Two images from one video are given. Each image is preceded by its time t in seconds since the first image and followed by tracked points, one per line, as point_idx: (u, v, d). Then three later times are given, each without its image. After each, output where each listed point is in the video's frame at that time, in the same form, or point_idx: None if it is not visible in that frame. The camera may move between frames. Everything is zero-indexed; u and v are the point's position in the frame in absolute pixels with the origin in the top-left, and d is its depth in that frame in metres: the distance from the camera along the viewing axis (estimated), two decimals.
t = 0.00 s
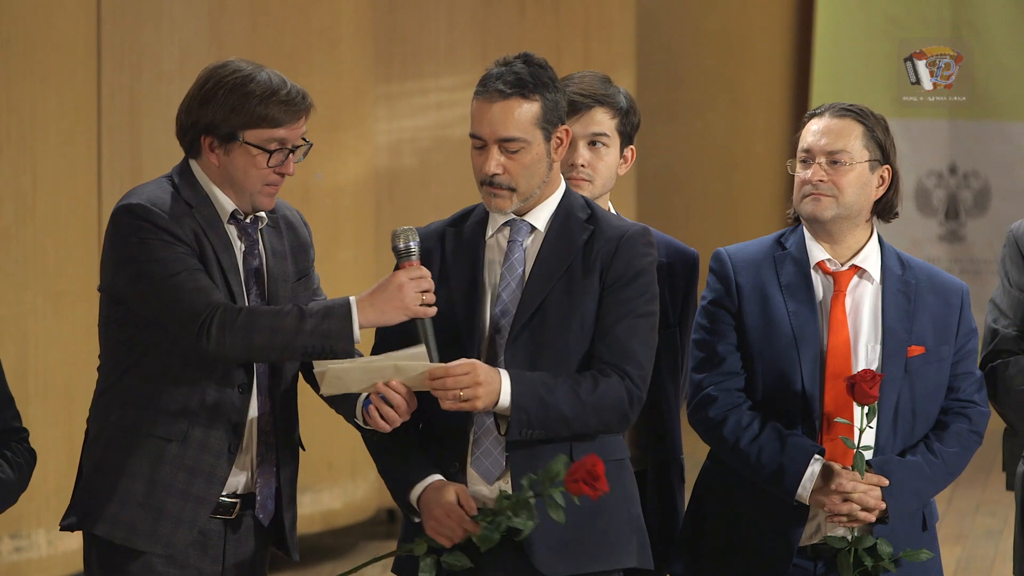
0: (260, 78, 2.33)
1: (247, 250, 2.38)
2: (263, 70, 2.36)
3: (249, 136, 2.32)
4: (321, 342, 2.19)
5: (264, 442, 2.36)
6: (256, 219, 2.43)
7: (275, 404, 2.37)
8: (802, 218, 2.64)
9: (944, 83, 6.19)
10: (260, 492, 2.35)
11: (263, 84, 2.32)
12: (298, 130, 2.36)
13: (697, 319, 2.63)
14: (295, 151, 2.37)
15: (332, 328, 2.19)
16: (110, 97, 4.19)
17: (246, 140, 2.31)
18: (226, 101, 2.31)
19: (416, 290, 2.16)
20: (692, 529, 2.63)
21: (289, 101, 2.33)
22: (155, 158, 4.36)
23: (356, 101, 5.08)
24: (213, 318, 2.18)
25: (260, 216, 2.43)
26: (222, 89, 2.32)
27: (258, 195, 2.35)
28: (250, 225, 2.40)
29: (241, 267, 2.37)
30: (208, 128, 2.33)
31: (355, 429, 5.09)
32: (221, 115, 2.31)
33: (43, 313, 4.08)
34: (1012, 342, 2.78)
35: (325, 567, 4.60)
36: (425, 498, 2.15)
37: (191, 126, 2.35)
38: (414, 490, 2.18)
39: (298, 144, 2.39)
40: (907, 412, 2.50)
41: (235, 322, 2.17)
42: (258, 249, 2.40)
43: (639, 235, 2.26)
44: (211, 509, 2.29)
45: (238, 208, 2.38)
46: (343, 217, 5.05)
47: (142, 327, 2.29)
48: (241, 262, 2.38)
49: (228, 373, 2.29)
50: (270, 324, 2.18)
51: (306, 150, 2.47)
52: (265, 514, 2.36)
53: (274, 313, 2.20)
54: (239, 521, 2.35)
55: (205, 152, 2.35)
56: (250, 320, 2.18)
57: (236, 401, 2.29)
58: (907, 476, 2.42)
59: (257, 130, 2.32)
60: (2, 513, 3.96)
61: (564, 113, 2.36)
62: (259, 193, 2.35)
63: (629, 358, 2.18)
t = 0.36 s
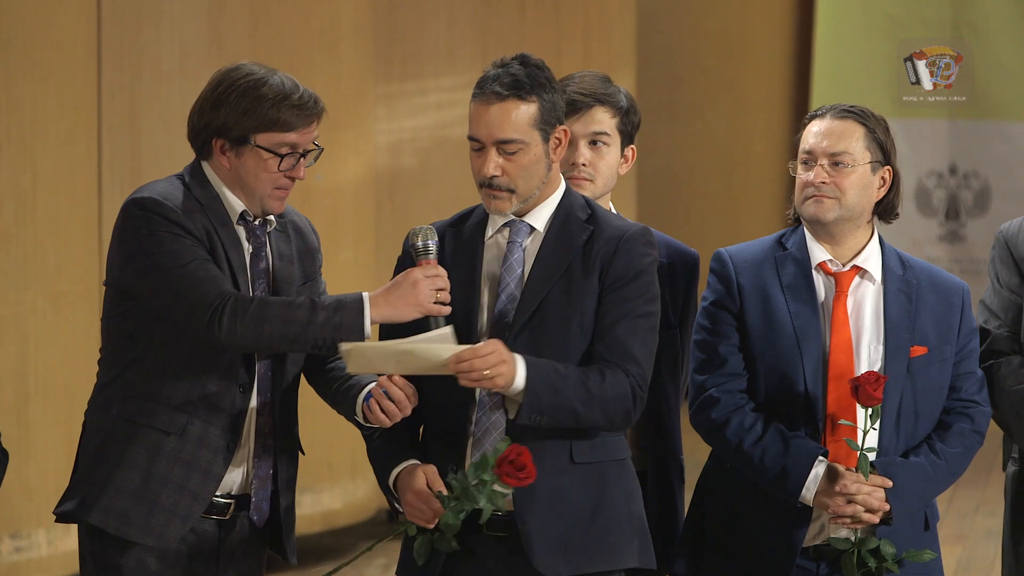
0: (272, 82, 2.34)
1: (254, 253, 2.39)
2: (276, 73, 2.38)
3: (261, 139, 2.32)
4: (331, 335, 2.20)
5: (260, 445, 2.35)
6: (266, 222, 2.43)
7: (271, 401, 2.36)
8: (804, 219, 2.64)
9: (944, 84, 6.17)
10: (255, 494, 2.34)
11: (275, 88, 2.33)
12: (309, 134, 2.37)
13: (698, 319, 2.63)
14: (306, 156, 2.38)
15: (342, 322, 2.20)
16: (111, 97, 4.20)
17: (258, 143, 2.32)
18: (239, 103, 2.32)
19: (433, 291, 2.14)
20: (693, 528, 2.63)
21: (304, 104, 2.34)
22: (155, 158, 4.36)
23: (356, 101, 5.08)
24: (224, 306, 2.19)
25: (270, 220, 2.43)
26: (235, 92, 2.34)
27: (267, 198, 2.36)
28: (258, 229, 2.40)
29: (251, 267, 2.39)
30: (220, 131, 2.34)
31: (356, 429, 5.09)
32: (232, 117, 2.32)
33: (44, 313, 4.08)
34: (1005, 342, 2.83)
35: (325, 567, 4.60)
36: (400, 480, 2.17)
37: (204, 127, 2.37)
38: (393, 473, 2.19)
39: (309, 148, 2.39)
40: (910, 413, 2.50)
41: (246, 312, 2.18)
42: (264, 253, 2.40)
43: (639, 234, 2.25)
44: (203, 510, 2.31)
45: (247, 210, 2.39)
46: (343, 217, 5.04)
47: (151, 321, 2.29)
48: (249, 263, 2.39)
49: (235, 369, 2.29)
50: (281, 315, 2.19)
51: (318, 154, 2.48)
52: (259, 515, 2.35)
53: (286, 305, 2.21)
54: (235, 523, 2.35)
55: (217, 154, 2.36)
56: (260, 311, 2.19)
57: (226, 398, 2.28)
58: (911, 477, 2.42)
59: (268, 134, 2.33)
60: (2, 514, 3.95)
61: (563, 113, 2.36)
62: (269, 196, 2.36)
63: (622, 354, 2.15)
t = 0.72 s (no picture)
0: (273, 81, 2.35)
1: (254, 252, 2.41)
2: (276, 72, 2.39)
3: (262, 138, 2.33)
4: (340, 334, 2.23)
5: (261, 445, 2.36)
6: (265, 220, 2.45)
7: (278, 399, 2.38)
8: (807, 220, 2.64)
9: (944, 84, 6.21)
10: (264, 495, 2.36)
11: (277, 87, 2.35)
12: (309, 133, 2.38)
13: (700, 319, 2.64)
14: (306, 155, 2.39)
15: (350, 321, 2.23)
16: (111, 96, 4.20)
17: (258, 142, 2.33)
18: (241, 102, 2.33)
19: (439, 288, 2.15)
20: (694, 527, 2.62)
21: (306, 102, 2.36)
22: (155, 158, 4.36)
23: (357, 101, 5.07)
24: (233, 307, 2.21)
25: (269, 219, 2.45)
26: (235, 91, 2.34)
27: (267, 196, 2.37)
28: (259, 228, 2.42)
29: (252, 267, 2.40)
30: (220, 129, 2.35)
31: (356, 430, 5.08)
32: (234, 117, 2.33)
33: (44, 313, 4.07)
34: (1010, 340, 2.81)
35: (325, 568, 4.60)
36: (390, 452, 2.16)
37: (203, 125, 2.37)
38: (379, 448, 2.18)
39: (310, 147, 2.41)
40: (912, 412, 2.50)
41: (254, 313, 2.21)
42: (265, 250, 2.42)
43: (643, 232, 2.25)
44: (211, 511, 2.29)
45: (248, 209, 2.40)
46: (343, 217, 5.04)
47: (155, 323, 2.29)
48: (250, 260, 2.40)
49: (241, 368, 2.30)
50: (289, 316, 2.22)
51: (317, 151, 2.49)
52: (269, 516, 2.37)
53: (294, 306, 2.24)
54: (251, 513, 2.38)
55: (217, 152, 2.37)
56: (269, 312, 2.22)
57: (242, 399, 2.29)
58: (912, 477, 2.42)
59: (269, 133, 2.34)
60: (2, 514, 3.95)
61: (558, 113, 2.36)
62: (268, 194, 2.37)
63: (647, 351, 2.17)
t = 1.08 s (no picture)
0: (262, 77, 2.36)
1: (253, 250, 2.42)
2: (265, 67, 2.39)
3: (253, 135, 2.34)
4: (346, 334, 2.22)
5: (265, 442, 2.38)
6: (260, 217, 2.47)
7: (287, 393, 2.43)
8: (813, 220, 2.63)
9: (944, 83, 6.27)
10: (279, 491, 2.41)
11: (265, 83, 2.35)
12: (301, 128, 2.40)
13: (706, 317, 2.63)
14: (299, 150, 2.40)
15: (356, 321, 2.22)
16: (111, 96, 4.19)
17: (250, 139, 2.34)
18: (231, 100, 2.33)
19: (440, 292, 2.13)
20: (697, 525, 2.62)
21: (297, 95, 2.37)
22: (155, 158, 4.36)
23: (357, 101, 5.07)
24: (239, 307, 2.22)
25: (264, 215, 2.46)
26: (225, 88, 2.34)
27: (261, 192, 2.39)
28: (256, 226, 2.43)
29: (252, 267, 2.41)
30: (212, 127, 2.35)
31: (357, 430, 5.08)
32: (227, 114, 2.33)
33: (44, 313, 4.07)
34: None
35: (325, 568, 4.60)
36: (395, 447, 2.15)
37: (196, 124, 2.36)
38: (384, 445, 2.16)
39: (301, 142, 2.42)
40: (915, 410, 2.50)
41: (260, 312, 2.22)
42: (264, 247, 2.43)
43: (644, 231, 2.26)
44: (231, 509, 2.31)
45: (245, 209, 2.41)
46: (343, 217, 5.04)
47: (162, 325, 2.31)
48: (251, 261, 2.41)
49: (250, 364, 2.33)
50: (296, 315, 2.23)
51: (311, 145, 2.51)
52: (285, 511, 2.43)
53: (299, 305, 2.25)
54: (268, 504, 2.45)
55: (210, 151, 2.37)
56: (275, 311, 2.22)
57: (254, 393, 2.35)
58: (914, 471, 2.41)
59: (262, 130, 2.35)
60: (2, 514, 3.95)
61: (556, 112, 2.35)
62: (262, 190, 2.38)
63: (648, 349, 2.17)
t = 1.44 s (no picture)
0: (258, 73, 2.37)
1: (256, 247, 2.42)
2: (261, 64, 2.40)
3: (252, 131, 2.35)
4: (348, 332, 2.22)
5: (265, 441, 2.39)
6: (263, 215, 2.48)
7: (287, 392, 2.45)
8: (826, 221, 2.61)
9: (944, 84, 6.50)
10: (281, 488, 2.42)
11: (262, 79, 2.36)
12: (301, 123, 2.41)
13: (709, 313, 2.63)
14: (299, 144, 2.41)
15: (358, 320, 2.21)
16: (110, 96, 4.19)
17: (249, 136, 2.35)
18: (228, 98, 2.34)
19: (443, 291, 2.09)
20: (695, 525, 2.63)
21: (294, 89, 2.39)
22: (155, 158, 4.36)
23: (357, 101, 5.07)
24: (242, 302, 2.22)
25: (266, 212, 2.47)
26: (224, 85, 2.35)
27: (259, 193, 2.39)
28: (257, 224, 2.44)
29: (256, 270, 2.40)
30: (212, 125, 2.36)
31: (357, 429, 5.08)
32: (226, 109, 2.34)
33: (44, 313, 4.07)
34: None
35: (325, 568, 4.60)
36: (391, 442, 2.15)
37: (196, 123, 2.36)
38: (381, 441, 2.17)
39: (300, 136, 2.43)
40: (911, 417, 2.50)
41: (263, 307, 2.23)
42: (267, 244, 2.43)
43: (638, 230, 2.26)
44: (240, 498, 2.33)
45: (249, 206, 2.42)
46: (343, 217, 5.04)
47: (168, 323, 2.31)
48: (254, 259, 2.41)
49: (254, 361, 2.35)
50: (298, 311, 2.24)
51: (311, 140, 2.52)
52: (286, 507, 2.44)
53: (302, 301, 2.25)
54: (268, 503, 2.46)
55: (210, 149, 2.38)
56: (279, 306, 2.23)
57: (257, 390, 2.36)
58: (904, 481, 2.42)
59: (260, 126, 2.36)
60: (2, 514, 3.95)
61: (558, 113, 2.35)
62: (262, 188, 2.39)
63: (645, 353, 2.17)
